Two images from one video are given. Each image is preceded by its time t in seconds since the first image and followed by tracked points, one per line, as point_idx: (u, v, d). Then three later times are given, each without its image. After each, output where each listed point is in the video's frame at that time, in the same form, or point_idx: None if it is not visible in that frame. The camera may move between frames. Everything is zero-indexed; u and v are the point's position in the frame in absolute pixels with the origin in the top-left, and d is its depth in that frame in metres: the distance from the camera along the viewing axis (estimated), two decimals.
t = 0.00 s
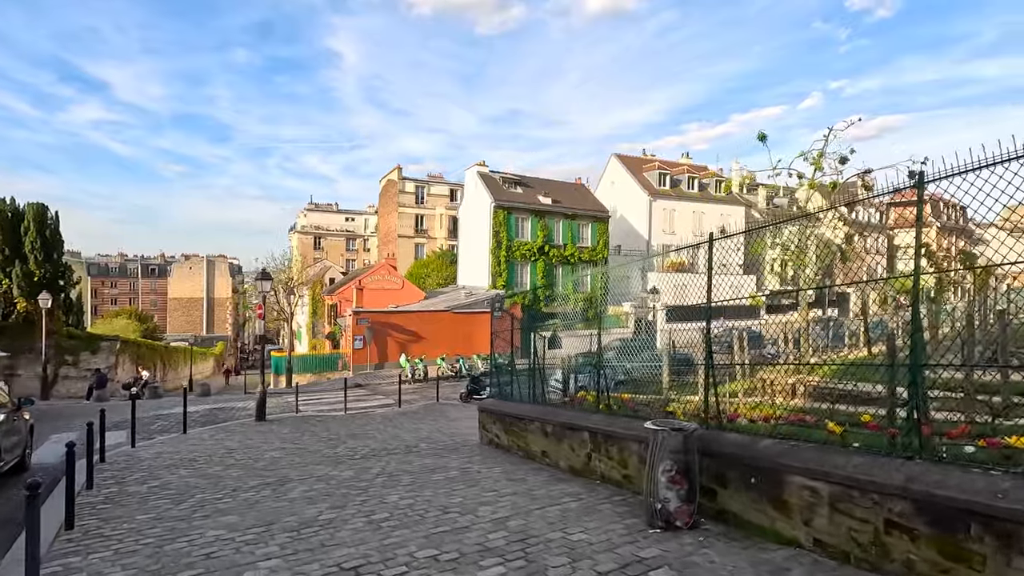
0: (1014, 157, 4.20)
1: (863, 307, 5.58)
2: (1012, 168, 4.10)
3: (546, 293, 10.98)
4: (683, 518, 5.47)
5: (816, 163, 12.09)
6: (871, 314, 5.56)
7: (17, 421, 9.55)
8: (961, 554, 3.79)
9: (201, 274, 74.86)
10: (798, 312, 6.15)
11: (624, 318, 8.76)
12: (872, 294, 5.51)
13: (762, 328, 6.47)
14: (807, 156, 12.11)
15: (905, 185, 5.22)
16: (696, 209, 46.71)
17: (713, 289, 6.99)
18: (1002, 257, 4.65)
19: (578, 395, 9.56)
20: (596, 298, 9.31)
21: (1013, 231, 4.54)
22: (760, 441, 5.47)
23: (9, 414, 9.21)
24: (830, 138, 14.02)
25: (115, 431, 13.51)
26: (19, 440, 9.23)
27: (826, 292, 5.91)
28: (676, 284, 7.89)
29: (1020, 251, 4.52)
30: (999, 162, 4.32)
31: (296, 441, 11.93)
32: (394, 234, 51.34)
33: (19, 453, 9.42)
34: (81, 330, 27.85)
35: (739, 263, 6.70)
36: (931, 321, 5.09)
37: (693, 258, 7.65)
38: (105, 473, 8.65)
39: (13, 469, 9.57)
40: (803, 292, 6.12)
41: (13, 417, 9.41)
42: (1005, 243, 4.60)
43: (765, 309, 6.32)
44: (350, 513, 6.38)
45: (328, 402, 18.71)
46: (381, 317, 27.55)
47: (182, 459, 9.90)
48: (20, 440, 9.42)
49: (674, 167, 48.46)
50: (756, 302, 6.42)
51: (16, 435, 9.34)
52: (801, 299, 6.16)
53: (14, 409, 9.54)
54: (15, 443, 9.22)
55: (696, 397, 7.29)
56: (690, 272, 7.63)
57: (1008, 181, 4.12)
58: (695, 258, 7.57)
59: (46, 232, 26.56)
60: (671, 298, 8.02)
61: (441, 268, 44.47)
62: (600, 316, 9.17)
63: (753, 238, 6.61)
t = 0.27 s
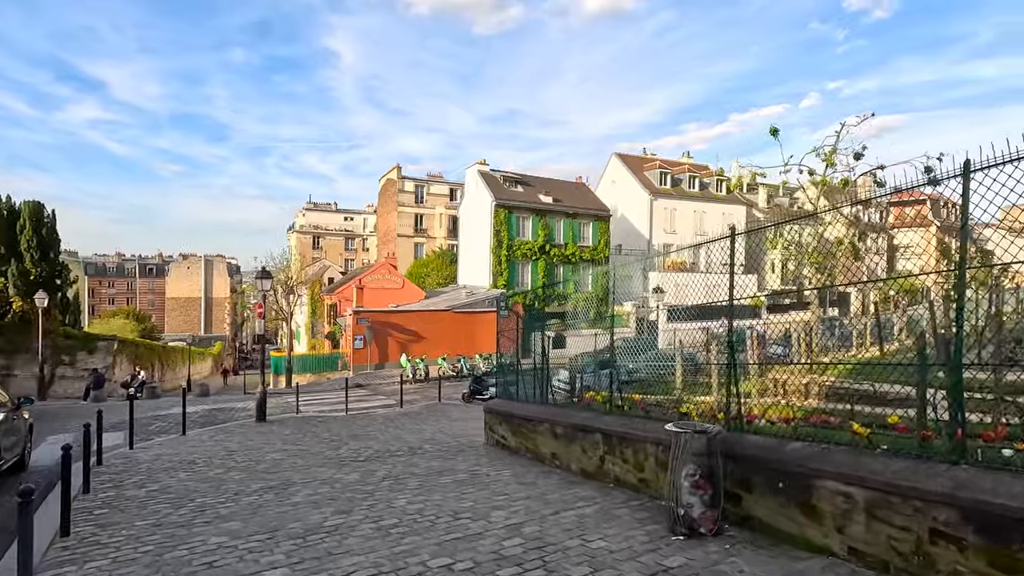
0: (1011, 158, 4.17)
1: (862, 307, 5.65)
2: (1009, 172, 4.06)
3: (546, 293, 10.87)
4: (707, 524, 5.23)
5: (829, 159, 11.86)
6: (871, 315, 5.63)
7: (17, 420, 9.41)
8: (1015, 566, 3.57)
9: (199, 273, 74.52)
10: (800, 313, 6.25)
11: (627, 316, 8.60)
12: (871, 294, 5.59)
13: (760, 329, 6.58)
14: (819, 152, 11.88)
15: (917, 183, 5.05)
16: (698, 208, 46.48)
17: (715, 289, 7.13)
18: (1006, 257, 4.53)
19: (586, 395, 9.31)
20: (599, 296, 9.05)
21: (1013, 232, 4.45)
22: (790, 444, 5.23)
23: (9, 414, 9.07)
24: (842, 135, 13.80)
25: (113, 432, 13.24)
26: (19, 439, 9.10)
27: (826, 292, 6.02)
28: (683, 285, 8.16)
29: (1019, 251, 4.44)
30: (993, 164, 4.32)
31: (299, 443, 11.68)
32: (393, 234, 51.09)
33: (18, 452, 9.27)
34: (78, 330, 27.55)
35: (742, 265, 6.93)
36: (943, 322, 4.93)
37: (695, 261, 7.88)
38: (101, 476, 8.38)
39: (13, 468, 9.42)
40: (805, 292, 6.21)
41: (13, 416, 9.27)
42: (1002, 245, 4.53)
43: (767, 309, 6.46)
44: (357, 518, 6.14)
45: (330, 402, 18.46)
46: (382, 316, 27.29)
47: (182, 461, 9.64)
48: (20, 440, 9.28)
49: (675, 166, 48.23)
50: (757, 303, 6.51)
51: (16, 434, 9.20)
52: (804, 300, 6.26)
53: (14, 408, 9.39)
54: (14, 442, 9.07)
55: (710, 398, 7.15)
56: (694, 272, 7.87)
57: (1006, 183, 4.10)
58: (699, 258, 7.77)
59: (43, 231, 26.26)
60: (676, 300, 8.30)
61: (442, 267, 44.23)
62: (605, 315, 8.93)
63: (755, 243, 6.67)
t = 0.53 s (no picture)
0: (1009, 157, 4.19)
1: (863, 305, 5.58)
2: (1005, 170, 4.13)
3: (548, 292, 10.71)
4: (732, 531, 4.98)
5: (841, 154, 11.61)
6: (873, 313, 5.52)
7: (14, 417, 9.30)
8: None
9: (197, 273, 74.17)
10: (804, 313, 6.02)
11: (630, 314, 8.49)
12: (872, 293, 5.50)
13: (761, 327, 6.37)
14: (831, 146, 11.63)
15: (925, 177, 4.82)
16: (699, 207, 46.25)
17: (716, 287, 7.02)
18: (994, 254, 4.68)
19: (592, 394, 9.00)
20: (601, 295, 9.08)
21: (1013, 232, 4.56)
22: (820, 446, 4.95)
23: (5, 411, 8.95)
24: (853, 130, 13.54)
25: (109, 432, 12.97)
26: (15, 437, 8.99)
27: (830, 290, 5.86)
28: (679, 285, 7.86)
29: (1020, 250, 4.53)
30: (992, 163, 4.32)
31: (299, 444, 11.42)
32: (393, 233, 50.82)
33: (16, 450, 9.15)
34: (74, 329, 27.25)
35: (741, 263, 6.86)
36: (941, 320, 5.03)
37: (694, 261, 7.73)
38: (96, 478, 8.12)
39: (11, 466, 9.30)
40: (805, 292, 5.97)
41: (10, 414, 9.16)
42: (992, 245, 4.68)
43: (768, 309, 6.24)
44: (362, 523, 5.88)
45: (330, 402, 18.19)
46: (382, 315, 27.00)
47: (179, 462, 9.37)
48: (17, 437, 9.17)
49: (675, 164, 47.98)
50: (760, 303, 6.32)
51: (12, 433, 9.07)
52: (807, 298, 5.99)
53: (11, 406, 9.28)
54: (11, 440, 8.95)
55: (722, 397, 7.01)
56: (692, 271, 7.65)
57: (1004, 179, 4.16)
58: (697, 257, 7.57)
59: (39, 229, 25.95)
60: (676, 298, 7.95)
61: (441, 267, 43.97)
62: (606, 313, 8.92)
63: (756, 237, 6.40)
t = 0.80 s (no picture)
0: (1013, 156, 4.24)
1: (863, 305, 5.58)
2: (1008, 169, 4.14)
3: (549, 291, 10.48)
4: (760, 541, 4.71)
5: (854, 149, 11.35)
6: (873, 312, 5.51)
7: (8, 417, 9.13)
8: None
9: (195, 272, 73.78)
10: (804, 311, 6.09)
11: (629, 315, 8.21)
12: (873, 294, 5.50)
13: (765, 327, 6.49)
14: (845, 141, 11.37)
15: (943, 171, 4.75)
16: (700, 206, 46.02)
17: (715, 287, 7.09)
18: (1002, 253, 4.53)
19: (601, 395, 8.68)
20: (602, 294, 8.88)
21: (1014, 232, 4.44)
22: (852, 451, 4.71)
23: None
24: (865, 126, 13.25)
25: (104, 434, 12.68)
26: (9, 438, 8.82)
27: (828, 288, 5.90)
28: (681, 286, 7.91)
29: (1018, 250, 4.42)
30: (1002, 160, 4.34)
31: (299, 446, 11.13)
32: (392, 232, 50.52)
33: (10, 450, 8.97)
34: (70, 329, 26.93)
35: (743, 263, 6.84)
36: (956, 321, 4.73)
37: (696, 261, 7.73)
38: (88, 482, 7.84)
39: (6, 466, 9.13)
40: (804, 289, 6.06)
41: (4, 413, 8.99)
42: (997, 245, 4.55)
43: (770, 308, 6.34)
44: (367, 532, 5.61)
45: (330, 403, 17.90)
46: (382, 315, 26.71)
47: (175, 465, 9.09)
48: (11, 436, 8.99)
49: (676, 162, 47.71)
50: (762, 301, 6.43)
51: (6, 433, 8.88)
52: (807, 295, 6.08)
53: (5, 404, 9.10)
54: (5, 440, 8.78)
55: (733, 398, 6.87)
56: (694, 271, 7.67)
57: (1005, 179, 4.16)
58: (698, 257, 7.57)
59: (34, 227, 25.65)
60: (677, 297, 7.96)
61: (441, 266, 43.69)
62: (605, 316, 8.71)
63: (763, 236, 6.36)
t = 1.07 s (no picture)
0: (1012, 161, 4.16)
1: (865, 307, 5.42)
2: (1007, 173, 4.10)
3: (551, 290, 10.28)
4: (792, 553, 4.44)
5: (869, 146, 11.10)
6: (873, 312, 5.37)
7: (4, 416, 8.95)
8: None
9: (194, 272, 73.39)
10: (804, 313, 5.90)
11: (631, 314, 8.00)
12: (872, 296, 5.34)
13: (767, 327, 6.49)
14: (859, 137, 11.12)
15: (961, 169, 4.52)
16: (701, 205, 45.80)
17: (720, 288, 6.98)
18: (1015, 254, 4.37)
19: (608, 397, 8.43)
20: (602, 294, 8.79)
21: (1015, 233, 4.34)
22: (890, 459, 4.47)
23: None
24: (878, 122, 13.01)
25: (101, 436, 12.40)
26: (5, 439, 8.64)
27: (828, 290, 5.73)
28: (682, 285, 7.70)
29: None
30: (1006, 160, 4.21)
31: (301, 449, 10.86)
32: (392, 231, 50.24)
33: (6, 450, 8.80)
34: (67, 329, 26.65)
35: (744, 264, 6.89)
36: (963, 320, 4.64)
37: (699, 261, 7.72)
38: (83, 488, 7.57)
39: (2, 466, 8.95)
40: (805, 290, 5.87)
41: None
42: (1004, 245, 4.39)
43: (772, 309, 6.31)
44: (374, 542, 5.35)
45: (332, 403, 17.62)
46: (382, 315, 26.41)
47: (173, 469, 8.82)
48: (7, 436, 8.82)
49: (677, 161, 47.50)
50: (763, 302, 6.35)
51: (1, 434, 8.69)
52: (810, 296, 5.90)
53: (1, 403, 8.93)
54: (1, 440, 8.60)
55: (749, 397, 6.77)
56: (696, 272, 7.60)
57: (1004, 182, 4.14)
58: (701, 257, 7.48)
59: (30, 226, 25.35)
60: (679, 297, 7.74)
61: (441, 266, 43.41)
62: (607, 313, 8.56)
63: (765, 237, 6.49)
